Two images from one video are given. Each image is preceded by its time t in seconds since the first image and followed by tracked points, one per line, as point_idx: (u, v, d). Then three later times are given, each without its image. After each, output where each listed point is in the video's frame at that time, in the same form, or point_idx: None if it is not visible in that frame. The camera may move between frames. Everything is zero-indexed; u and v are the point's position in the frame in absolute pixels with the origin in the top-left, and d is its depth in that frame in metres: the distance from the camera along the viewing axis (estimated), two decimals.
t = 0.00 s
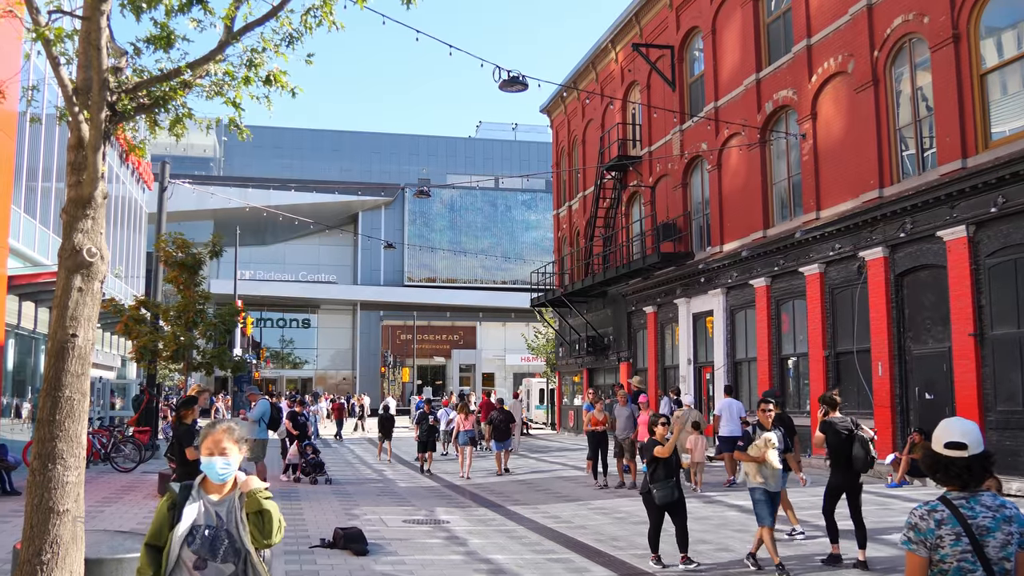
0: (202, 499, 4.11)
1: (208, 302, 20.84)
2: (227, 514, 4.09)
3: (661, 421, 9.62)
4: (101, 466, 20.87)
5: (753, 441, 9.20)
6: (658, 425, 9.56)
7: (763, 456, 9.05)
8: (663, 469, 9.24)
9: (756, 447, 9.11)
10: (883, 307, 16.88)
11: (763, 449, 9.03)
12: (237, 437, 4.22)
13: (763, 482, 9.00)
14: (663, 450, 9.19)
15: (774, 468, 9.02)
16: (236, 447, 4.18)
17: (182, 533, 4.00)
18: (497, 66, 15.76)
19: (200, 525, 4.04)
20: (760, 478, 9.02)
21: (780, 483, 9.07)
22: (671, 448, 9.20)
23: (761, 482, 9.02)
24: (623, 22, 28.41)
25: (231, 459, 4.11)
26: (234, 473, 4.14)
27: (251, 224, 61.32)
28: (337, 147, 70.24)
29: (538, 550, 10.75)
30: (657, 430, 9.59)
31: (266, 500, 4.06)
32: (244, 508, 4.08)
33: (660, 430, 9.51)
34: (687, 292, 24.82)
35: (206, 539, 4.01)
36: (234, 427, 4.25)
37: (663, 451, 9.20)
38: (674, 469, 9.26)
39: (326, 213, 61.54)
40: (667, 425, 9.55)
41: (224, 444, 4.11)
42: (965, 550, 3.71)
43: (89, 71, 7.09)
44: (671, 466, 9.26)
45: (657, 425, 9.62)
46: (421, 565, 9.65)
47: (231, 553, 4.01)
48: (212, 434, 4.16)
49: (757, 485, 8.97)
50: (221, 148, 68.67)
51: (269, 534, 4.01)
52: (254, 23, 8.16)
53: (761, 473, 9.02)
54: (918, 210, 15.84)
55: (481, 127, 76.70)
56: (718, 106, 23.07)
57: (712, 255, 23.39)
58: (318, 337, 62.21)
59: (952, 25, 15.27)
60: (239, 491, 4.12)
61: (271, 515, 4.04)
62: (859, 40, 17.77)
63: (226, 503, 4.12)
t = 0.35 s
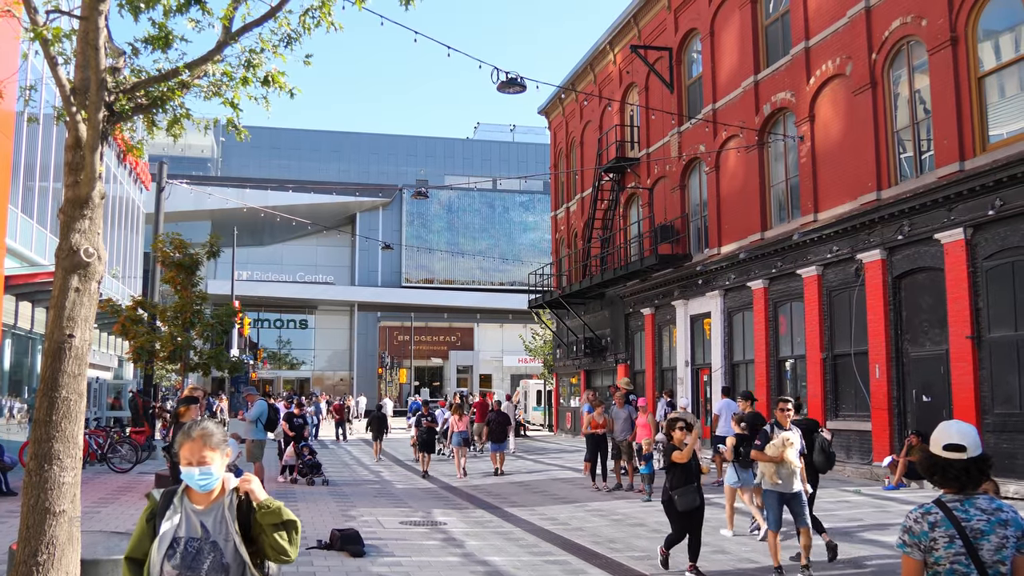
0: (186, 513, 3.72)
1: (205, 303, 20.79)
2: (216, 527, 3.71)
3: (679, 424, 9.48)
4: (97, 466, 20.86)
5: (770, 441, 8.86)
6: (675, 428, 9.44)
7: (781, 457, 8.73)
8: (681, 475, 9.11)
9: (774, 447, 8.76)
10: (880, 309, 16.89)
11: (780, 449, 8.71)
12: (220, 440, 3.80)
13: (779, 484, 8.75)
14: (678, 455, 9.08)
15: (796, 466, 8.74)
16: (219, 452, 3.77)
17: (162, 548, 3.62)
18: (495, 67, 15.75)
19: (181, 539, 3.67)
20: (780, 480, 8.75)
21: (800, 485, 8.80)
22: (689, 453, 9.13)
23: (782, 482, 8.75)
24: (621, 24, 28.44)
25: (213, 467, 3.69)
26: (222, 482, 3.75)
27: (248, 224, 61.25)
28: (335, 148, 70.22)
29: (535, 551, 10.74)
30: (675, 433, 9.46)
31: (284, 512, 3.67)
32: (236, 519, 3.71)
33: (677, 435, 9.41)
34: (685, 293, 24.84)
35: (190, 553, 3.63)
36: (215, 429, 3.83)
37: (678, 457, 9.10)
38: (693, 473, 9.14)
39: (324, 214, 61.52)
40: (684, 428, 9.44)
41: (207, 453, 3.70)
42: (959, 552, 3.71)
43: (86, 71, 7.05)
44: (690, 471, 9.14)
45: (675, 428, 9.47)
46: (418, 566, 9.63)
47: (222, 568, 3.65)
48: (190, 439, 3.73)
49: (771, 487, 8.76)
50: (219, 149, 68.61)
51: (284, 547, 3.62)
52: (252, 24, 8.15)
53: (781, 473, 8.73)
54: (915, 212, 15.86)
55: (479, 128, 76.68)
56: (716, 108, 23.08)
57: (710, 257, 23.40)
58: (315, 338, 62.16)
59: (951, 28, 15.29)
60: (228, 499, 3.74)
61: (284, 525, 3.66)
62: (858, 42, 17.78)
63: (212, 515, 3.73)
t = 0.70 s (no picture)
0: (155, 523, 3.44)
1: (202, 303, 20.76)
2: (184, 539, 3.42)
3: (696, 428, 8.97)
4: (94, 467, 20.85)
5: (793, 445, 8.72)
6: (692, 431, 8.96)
7: (803, 461, 8.59)
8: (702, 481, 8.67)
9: (796, 451, 8.61)
10: (878, 311, 16.89)
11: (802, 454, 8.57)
12: (189, 440, 3.47)
13: (802, 489, 8.61)
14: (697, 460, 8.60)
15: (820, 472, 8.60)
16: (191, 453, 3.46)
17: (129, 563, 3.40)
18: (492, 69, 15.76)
19: (149, 552, 3.41)
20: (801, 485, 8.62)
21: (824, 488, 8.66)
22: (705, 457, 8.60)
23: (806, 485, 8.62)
24: (619, 26, 28.48)
25: (180, 472, 3.38)
26: (192, 487, 3.41)
27: (246, 225, 61.22)
28: (333, 149, 70.20)
29: (533, 553, 10.73)
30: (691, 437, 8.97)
31: (240, 515, 3.34)
32: (204, 531, 3.40)
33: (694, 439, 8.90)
34: (682, 295, 24.85)
35: (157, 569, 3.39)
36: (190, 428, 3.52)
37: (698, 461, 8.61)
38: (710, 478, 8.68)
39: (321, 214, 61.50)
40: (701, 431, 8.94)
41: (175, 456, 3.39)
42: (959, 553, 3.72)
43: (84, 71, 7.02)
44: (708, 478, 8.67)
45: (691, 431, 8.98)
46: (415, 567, 9.62)
47: None
48: (157, 439, 3.43)
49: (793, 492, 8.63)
50: (217, 149, 68.59)
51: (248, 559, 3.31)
52: (250, 25, 8.15)
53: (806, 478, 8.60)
54: (913, 215, 15.89)
55: (477, 129, 76.66)
56: (714, 110, 23.11)
57: (708, 258, 23.42)
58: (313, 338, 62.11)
59: (948, 31, 15.32)
60: (198, 509, 3.43)
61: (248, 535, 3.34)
62: (855, 45, 17.82)
63: (181, 524, 3.44)
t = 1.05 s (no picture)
0: (71, 548, 3.07)
1: (201, 303, 20.73)
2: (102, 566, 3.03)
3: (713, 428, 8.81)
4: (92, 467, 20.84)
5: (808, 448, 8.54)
6: (707, 432, 8.84)
7: (820, 465, 8.39)
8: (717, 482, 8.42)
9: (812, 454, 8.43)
10: (875, 313, 16.92)
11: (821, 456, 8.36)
12: (101, 451, 3.10)
13: (819, 492, 8.37)
14: (714, 461, 8.40)
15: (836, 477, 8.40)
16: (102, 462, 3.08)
17: None
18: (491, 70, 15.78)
19: None
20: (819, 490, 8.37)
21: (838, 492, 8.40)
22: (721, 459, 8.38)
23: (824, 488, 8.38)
24: (618, 28, 28.49)
25: (89, 488, 3.00)
26: (107, 502, 3.05)
27: (244, 225, 61.14)
28: (331, 149, 70.17)
29: (530, 553, 10.74)
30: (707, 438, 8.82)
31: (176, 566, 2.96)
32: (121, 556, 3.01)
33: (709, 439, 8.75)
34: (680, 296, 24.86)
35: None
36: (102, 434, 3.15)
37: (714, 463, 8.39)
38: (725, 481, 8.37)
39: (320, 215, 61.46)
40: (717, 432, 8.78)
41: (79, 469, 3.02)
42: (959, 555, 3.72)
43: (84, 71, 7.03)
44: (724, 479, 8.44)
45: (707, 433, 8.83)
46: (412, 567, 9.62)
47: None
48: (59, 448, 3.05)
49: (813, 495, 8.37)
50: (215, 149, 68.56)
51: None
52: (249, 25, 8.16)
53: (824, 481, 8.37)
54: (911, 217, 15.91)
55: (476, 130, 76.69)
56: (712, 112, 23.13)
57: (705, 260, 23.45)
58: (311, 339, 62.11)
59: (947, 33, 15.34)
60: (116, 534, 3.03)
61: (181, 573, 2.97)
62: (854, 46, 17.84)
63: (98, 548, 3.05)
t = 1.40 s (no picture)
0: None
1: (199, 303, 20.71)
2: None
3: (733, 430, 8.24)
4: (90, 466, 20.84)
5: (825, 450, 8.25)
6: (728, 434, 8.25)
7: (837, 467, 8.11)
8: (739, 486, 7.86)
9: (829, 456, 8.16)
10: (874, 314, 16.94)
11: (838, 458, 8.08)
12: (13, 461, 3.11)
13: (837, 495, 8.14)
14: (736, 464, 7.87)
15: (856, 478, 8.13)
16: (23, 471, 3.12)
17: None
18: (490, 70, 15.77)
19: None
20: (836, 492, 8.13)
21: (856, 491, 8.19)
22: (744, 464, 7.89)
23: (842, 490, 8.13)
24: (617, 28, 28.50)
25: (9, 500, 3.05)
26: (27, 518, 3.10)
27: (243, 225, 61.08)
28: (330, 150, 70.18)
29: (528, 554, 10.75)
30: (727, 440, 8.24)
31: None
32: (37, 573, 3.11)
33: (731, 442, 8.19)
34: (679, 297, 24.88)
35: None
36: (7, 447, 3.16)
37: (737, 467, 7.87)
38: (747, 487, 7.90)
39: (318, 215, 61.43)
40: (739, 435, 8.22)
41: None
42: (961, 556, 3.73)
43: (84, 71, 7.04)
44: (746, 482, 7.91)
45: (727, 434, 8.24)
46: (411, 568, 9.63)
47: None
48: None
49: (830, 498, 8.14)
50: (214, 149, 68.54)
51: None
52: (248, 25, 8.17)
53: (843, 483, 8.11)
54: (909, 218, 15.93)
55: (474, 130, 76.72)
56: (711, 113, 23.15)
57: (704, 261, 23.47)
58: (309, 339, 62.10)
59: (945, 35, 15.37)
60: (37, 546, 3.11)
61: None
62: (852, 48, 17.87)
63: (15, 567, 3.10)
